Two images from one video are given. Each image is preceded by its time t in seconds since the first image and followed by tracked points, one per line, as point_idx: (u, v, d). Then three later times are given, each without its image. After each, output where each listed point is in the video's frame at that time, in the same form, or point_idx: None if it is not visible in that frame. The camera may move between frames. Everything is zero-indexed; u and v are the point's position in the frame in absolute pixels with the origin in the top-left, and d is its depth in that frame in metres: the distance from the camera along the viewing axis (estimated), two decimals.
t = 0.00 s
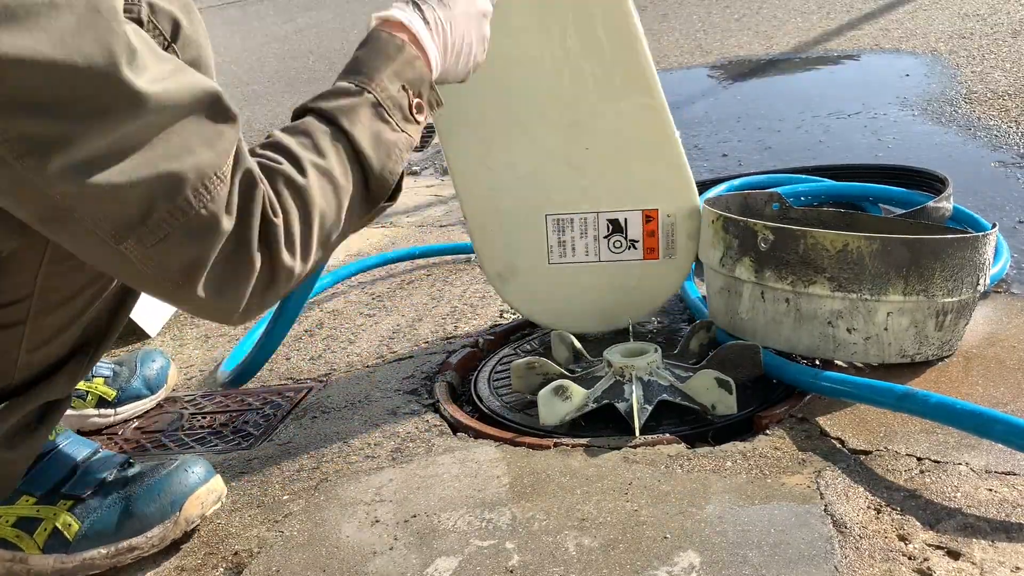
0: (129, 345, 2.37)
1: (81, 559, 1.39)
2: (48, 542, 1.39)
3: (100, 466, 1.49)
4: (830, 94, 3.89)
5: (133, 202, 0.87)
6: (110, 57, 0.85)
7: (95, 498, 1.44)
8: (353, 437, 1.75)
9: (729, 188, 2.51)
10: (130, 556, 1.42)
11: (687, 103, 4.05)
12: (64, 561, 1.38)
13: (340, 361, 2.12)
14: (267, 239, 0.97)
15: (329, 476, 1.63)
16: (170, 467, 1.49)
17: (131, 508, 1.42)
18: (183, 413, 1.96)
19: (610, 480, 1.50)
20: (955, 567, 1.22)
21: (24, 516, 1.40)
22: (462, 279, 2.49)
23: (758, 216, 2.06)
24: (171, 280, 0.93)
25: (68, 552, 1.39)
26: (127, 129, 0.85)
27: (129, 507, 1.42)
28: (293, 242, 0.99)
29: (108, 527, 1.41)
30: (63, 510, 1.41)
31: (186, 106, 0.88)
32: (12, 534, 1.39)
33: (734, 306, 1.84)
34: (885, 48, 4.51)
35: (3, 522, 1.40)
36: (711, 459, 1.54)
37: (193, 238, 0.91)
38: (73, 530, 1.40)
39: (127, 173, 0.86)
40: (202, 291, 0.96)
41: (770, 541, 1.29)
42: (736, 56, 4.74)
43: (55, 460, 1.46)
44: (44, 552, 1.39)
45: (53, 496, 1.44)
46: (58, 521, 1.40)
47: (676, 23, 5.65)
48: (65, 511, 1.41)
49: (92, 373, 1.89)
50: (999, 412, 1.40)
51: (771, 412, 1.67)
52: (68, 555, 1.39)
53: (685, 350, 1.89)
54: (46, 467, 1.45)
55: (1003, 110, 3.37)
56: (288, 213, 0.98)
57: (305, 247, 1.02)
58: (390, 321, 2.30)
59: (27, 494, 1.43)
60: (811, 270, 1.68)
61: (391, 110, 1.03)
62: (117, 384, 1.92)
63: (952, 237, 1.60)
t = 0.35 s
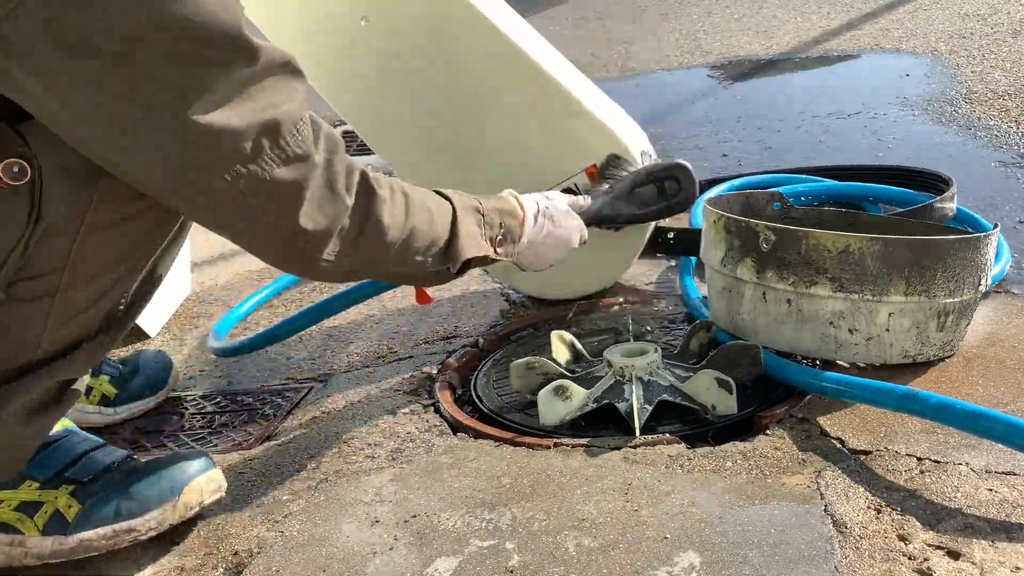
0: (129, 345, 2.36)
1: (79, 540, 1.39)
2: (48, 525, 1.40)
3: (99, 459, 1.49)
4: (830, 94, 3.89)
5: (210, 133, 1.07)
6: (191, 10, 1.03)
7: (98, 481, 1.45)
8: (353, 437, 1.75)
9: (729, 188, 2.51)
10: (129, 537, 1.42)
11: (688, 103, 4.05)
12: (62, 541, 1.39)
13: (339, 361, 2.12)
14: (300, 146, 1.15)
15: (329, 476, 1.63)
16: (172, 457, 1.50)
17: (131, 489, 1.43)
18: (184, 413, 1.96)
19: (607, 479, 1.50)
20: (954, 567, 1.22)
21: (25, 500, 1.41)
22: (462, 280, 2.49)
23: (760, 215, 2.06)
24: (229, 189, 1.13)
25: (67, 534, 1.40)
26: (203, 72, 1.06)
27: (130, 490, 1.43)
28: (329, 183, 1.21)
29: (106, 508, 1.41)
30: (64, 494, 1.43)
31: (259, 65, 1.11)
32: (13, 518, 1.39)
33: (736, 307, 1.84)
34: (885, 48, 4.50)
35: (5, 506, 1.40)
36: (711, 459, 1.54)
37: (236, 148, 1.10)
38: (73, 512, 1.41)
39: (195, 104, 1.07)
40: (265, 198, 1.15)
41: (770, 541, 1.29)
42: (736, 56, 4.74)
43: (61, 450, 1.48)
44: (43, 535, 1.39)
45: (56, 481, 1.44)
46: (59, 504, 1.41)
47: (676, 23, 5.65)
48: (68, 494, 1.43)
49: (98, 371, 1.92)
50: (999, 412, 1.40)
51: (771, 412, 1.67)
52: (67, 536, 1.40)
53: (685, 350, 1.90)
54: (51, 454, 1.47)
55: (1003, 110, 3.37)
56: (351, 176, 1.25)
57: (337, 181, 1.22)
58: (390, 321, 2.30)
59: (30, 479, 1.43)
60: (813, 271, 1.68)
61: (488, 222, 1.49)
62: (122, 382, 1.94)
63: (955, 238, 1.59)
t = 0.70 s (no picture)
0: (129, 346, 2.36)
1: (79, 493, 1.43)
2: (52, 483, 1.46)
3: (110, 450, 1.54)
4: (830, 94, 3.89)
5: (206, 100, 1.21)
6: None
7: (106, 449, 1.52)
8: (354, 437, 1.75)
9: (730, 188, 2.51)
10: (126, 493, 1.42)
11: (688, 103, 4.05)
12: (60, 495, 1.43)
13: (339, 361, 2.12)
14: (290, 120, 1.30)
15: (328, 475, 1.63)
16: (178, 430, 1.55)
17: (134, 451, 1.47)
18: (184, 413, 1.96)
19: (605, 478, 1.51)
20: (954, 566, 1.22)
21: (35, 465, 1.47)
22: (462, 280, 2.49)
23: (760, 216, 2.06)
24: (231, 159, 1.26)
25: (69, 486, 1.46)
26: (211, 52, 1.21)
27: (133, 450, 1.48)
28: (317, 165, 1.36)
29: (107, 463, 1.47)
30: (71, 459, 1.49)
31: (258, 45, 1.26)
32: (21, 478, 1.45)
33: (736, 307, 1.84)
34: (885, 48, 4.50)
35: (14, 470, 1.47)
36: (710, 458, 1.54)
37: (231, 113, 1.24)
38: (76, 468, 1.47)
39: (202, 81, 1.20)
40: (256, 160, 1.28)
41: (770, 541, 1.29)
42: (736, 56, 4.74)
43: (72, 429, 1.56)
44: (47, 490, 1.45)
45: (66, 449, 1.52)
46: (65, 464, 1.47)
47: (676, 23, 5.65)
48: (76, 458, 1.49)
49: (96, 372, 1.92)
50: (998, 412, 1.40)
51: (771, 412, 1.67)
52: (69, 489, 1.45)
53: (686, 350, 1.92)
54: (64, 433, 1.55)
55: (1003, 110, 3.37)
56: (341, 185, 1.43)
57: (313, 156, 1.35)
58: (390, 320, 2.30)
59: (43, 449, 1.50)
60: (812, 270, 1.68)
61: (470, 199, 1.66)
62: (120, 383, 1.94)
63: (955, 238, 1.59)
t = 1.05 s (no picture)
0: (130, 345, 2.36)
1: (79, 550, 1.40)
2: (47, 534, 1.39)
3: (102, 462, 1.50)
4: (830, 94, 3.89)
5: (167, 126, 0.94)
6: None
7: (95, 491, 1.45)
8: (354, 437, 1.75)
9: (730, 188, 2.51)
10: (129, 548, 1.42)
11: (688, 103, 4.05)
12: (61, 553, 1.40)
13: (339, 361, 2.12)
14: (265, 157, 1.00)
15: (329, 476, 1.63)
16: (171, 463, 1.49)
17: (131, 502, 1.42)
18: (184, 413, 1.96)
19: (606, 479, 1.50)
20: (955, 567, 1.22)
21: (27, 508, 1.40)
22: (462, 279, 2.49)
23: (760, 215, 2.06)
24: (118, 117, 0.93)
25: (65, 544, 1.40)
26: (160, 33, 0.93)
27: (129, 500, 1.43)
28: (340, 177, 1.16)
29: (107, 522, 1.41)
30: (62, 503, 1.42)
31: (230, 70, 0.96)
32: (12, 525, 1.38)
33: (736, 307, 1.84)
34: (885, 48, 4.50)
35: (2, 513, 1.39)
36: (710, 458, 1.54)
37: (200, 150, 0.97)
38: (71, 524, 1.40)
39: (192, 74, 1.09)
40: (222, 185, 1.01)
41: (770, 541, 1.29)
42: (736, 56, 4.74)
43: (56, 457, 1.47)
44: (42, 544, 1.39)
45: (53, 489, 1.44)
46: (57, 513, 1.40)
47: (676, 23, 5.65)
48: (65, 502, 1.42)
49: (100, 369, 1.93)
50: (998, 412, 1.41)
51: (771, 412, 1.67)
52: (66, 548, 1.40)
53: (685, 350, 1.89)
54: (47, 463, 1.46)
55: (1002, 110, 3.37)
56: (306, 100, 1.03)
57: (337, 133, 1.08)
58: (391, 320, 2.30)
59: (28, 487, 1.43)
60: (813, 270, 1.68)
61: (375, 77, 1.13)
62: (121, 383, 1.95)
63: (955, 238, 1.59)
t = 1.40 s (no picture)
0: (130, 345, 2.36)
1: (81, 561, 1.37)
2: (48, 546, 1.39)
3: (100, 467, 1.53)
4: (830, 93, 3.89)
5: (55, 255, 0.88)
6: None
7: (94, 501, 1.47)
8: (353, 437, 1.75)
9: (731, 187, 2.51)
10: (130, 560, 1.40)
11: (687, 103, 4.05)
12: (63, 564, 1.37)
13: (339, 361, 2.12)
14: (146, 277, 0.91)
15: (328, 476, 1.63)
16: (165, 464, 1.52)
17: (131, 514, 1.45)
18: (184, 414, 1.96)
19: (606, 479, 1.50)
20: (954, 567, 1.22)
21: (23, 519, 1.41)
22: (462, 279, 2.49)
23: (762, 215, 2.05)
24: None
25: (68, 555, 1.39)
26: None
27: (130, 513, 1.45)
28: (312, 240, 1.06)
29: (108, 530, 1.42)
30: (61, 514, 1.43)
31: (96, 172, 0.88)
32: (11, 537, 1.38)
33: (738, 307, 1.84)
34: (885, 48, 4.50)
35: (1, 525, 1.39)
36: (710, 459, 1.54)
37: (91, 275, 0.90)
38: (72, 535, 1.41)
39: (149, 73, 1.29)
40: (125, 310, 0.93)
41: (770, 541, 1.29)
42: (736, 56, 4.74)
43: (53, 462, 1.49)
44: (43, 556, 1.38)
45: (51, 500, 1.45)
46: (56, 525, 1.41)
47: (676, 23, 5.65)
48: (64, 514, 1.44)
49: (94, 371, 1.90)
50: (998, 411, 1.40)
51: (771, 412, 1.67)
52: (67, 557, 1.38)
53: (686, 350, 1.90)
54: (45, 468, 1.48)
55: (1003, 110, 3.37)
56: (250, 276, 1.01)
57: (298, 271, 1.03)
58: (390, 320, 2.30)
59: (25, 497, 1.44)
60: (814, 271, 1.67)
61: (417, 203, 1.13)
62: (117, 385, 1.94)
63: (956, 238, 1.59)
